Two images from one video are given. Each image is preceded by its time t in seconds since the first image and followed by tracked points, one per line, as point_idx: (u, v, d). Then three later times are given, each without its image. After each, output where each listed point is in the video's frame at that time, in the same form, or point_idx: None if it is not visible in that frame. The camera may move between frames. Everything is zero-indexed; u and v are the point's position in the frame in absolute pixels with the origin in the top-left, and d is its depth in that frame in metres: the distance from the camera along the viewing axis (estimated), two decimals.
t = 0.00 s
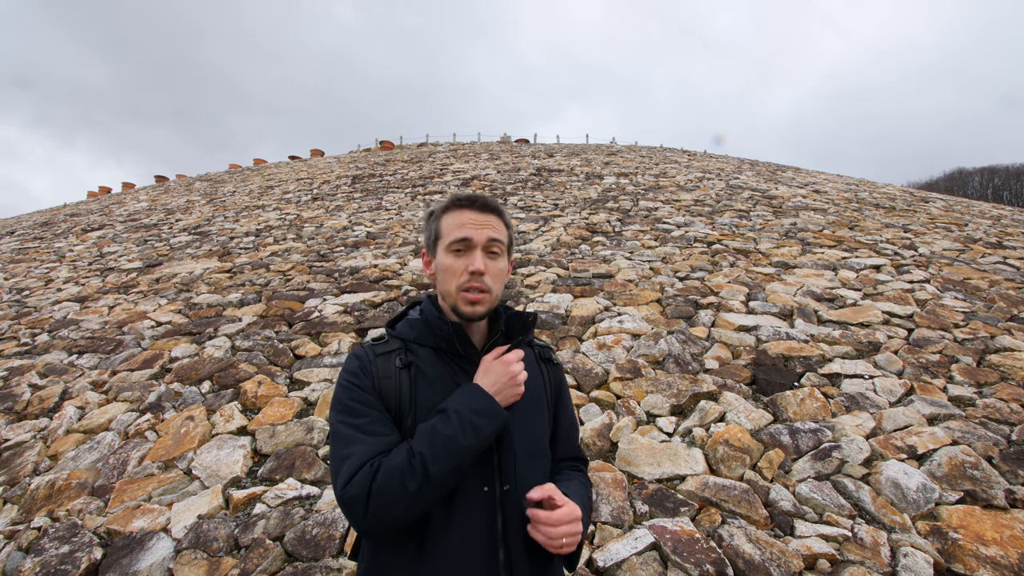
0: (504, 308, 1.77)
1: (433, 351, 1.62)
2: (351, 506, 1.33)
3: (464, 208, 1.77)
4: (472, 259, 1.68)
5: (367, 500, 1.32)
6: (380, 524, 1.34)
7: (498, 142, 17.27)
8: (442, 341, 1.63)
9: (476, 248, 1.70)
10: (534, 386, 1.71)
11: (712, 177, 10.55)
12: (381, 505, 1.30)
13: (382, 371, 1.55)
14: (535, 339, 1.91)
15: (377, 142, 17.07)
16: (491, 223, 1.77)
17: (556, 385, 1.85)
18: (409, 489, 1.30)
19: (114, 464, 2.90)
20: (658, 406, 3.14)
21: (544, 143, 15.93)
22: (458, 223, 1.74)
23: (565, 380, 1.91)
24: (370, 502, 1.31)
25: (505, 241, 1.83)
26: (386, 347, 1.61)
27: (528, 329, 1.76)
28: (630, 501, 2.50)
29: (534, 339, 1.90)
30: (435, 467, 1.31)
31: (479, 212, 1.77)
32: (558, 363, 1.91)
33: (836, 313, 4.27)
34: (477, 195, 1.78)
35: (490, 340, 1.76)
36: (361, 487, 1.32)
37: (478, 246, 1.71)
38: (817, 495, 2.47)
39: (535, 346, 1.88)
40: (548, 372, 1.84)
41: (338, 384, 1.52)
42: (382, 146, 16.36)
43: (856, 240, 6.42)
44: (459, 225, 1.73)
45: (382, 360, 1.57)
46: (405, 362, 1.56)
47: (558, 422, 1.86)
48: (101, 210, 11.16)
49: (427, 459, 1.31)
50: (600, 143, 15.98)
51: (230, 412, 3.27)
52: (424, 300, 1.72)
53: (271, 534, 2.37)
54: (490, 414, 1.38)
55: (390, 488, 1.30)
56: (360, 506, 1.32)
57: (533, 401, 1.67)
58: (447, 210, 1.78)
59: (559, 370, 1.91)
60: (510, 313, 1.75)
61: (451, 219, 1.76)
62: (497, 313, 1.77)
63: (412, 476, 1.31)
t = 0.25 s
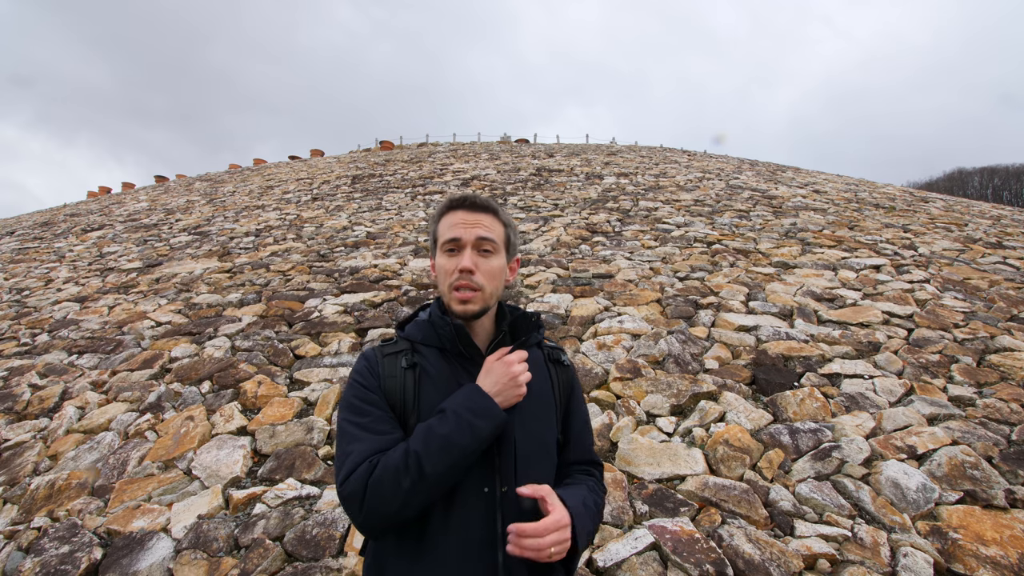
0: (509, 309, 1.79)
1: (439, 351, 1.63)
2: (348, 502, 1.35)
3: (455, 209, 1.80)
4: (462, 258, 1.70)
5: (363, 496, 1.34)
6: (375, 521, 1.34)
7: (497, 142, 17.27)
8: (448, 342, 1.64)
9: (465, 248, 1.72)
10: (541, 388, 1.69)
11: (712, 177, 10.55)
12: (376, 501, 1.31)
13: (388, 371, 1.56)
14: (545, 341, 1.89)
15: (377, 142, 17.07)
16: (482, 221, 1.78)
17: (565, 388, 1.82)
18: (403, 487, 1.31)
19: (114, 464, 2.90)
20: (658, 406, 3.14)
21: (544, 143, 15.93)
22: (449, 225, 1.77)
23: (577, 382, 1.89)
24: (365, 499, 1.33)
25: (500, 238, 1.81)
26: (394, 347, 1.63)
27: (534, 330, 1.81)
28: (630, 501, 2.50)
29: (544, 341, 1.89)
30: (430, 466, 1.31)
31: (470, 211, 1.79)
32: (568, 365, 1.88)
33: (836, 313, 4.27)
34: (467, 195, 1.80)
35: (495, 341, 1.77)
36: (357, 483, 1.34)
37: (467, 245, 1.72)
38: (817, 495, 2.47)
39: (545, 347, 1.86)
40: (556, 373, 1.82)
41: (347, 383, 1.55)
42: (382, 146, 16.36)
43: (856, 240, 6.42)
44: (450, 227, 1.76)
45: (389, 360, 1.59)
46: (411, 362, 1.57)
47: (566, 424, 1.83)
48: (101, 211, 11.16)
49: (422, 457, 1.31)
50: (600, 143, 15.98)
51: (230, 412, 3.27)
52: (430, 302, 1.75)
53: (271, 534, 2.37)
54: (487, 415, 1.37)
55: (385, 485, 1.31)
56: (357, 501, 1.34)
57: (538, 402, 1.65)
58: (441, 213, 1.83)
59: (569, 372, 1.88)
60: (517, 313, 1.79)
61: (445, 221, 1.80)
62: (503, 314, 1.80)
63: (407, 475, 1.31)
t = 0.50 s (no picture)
0: (515, 310, 1.83)
1: (443, 353, 1.63)
2: (345, 500, 1.36)
3: (456, 212, 1.83)
4: (460, 258, 1.71)
5: (361, 495, 1.34)
6: (372, 521, 1.35)
7: (497, 142, 17.27)
8: (453, 344, 1.64)
9: (464, 248, 1.73)
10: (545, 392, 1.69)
11: (712, 177, 10.55)
12: (374, 500, 1.31)
13: (393, 371, 1.57)
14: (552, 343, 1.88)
15: (377, 142, 17.07)
16: (482, 222, 1.79)
17: (571, 392, 1.81)
18: (400, 487, 1.31)
19: (113, 465, 2.90)
20: (658, 406, 3.14)
21: (544, 143, 15.93)
22: (451, 227, 1.80)
23: (584, 387, 1.88)
24: (363, 498, 1.33)
25: (500, 238, 1.80)
26: (400, 348, 1.64)
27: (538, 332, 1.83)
28: (630, 500, 2.51)
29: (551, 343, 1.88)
30: (427, 467, 1.31)
31: (470, 213, 1.81)
32: (575, 369, 1.86)
33: (836, 313, 4.27)
34: (468, 197, 1.83)
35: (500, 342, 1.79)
36: (356, 482, 1.34)
37: (466, 245, 1.73)
38: (817, 495, 2.47)
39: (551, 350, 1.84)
40: (564, 377, 1.80)
41: (353, 383, 1.57)
42: (382, 146, 16.36)
43: (856, 240, 6.42)
44: (451, 228, 1.79)
45: (394, 361, 1.60)
46: (416, 363, 1.58)
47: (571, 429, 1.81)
48: (101, 211, 11.17)
49: (420, 458, 1.31)
50: (600, 143, 15.97)
51: (230, 412, 3.27)
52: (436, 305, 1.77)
53: (271, 534, 2.37)
54: (487, 418, 1.37)
55: (382, 486, 1.31)
56: (355, 500, 1.34)
57: (543, 406, 1.65)
58: (445, 217, 1.88)
59: (576, 376, 1.86)
60: (521, 313, 1.83)
61: (447, 224, 1.84)
62: (508, 314, 1.84)
63: (404, 475, 1.32)
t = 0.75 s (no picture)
0: (517, 309, 1.79)
1: (447, 349, 1.65)
2: (352, 493, 1.35)
3: (469, 214, 1.79)
4: (473, 264, 1.68)
5: (368, 488, 1.33)
6: (380, 513, 1.35)
7: (497, 142, 17.26)
8: (456, 340, 1.65)
9: (476, 254, 1.70)
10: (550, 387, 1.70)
11: (712, 177, 10.55)
12: (382, 492, 1.31)
13: (397, 367, 1.59)
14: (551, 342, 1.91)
15: (377, 142, 17.06)
16: (496, 227, 1.75)
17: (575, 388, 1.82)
18: (409, 480, 1.31)
19: (114, 464, 2.90)
20: (658, 406, 3.14)
21: (544, 143, 15.92)
22: (463, 230, 1.76)
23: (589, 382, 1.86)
24: (371, 491, 1.33)
25: (513, 245, 1.77)
26: (404, 344, 1.66)
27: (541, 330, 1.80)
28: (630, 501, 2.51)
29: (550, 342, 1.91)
30: (436, 458, 1.32)
31: (484, 216, 1.77)
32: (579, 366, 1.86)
33: (836, 313, 4.27)
34: (483, 200, 1.78)
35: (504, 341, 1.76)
36: (363, 475, 1.34)
37: (478, 251, 1.71)
38: (817, 495, 2.47)
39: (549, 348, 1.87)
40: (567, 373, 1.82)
41: (357, 378, 1.57)
42: (382, 147, 16.36)
43: (856, 240, 6.42)
44: (464, 231, 1.75)
45: (398, 356, 1.61)
46: (420, 358, 1.59)
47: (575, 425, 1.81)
48: (101, 211, 11.17)
49: (428, 450, 1.32)
50: (600, 143, 15.97)
51: (230, 412, 3.27)
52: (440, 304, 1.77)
53: (271, 534, 2.37)
54: (494, 410, 1.37)
55: (391, 477, 1.31)
56: (362, 493, 1.34)
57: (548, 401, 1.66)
58: (457, 218, 1.82)
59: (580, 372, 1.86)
60: (525, 314, 1.78)
61: (459, 225, 1.79)
62: (511, 315, 1.79)
63: (413, 467, 1.32)
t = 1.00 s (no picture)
0: (520, 310, 1.78)
1: (448, 348, 1.65)
2: (353, 497, 1.35)
3: (473, 211, 1.78)
4: (477, 262, 1.67)
5: (369, 492, 1.33)
6: (381, 518, 1.34)
7: (497, 142, 17.26)
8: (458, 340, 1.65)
9: (481, 251, 1.69)
10: (551, 389, 1.70)
11: (712, 177, 10.55)
12: (383, 496, 1.31)
13: (398, 367, 1.58)
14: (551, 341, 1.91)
15: (377, 142, 17.05)
16: (500, 224, 1.74)
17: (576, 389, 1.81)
18: (411, 484, 1.31)
19: (114, 464, 2.90)
20: (658, 406, 3.14)
21: (544, 143, 15.92)
22: (467, 227, 1.75)
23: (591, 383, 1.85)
24: (372, 494, 1.32)
25: (517, 243, 1.77)
26: (404, 343, 1.65)
27: (545, 330, 1.79)
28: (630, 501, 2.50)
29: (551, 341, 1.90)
30: (438, 462, 1.31)
31: (488, 214, 1.76)
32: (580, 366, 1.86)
33: (836, 313, 4.27)
34: (487, 197, 1.77)
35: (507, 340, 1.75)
36: (364, 478, 1.34)
37: (482, 248, 1.70)
38: (817, 495, 2.47)
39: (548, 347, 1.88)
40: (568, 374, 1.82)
41: (356, 378, 1.57)
42: (382, 146, 16.35)
43: (856, 240, 6.42)
44: (467, 229, 1.74)
45: (399, 356, 1.61)
46: (421, 358, 1.59)
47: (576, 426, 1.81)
48: (101, 210, 11.17)
49: (431, 454, 1.32)
50: (600, 143, 15.97)
51: (230, 412, 3.27)
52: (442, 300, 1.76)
53: (271, 534, 2.37)
54: (497, 413, 1.37)
55: (392, 481, 1.31)
56: (363, 497, 1.34)
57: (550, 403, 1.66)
58: (460, 215, 1.81)
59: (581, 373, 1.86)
60: (528, 315, 1.78)
61: (462, 222, 1.78)
62: (513, 316, 1.78)
63: (415, 471, 1.32)
